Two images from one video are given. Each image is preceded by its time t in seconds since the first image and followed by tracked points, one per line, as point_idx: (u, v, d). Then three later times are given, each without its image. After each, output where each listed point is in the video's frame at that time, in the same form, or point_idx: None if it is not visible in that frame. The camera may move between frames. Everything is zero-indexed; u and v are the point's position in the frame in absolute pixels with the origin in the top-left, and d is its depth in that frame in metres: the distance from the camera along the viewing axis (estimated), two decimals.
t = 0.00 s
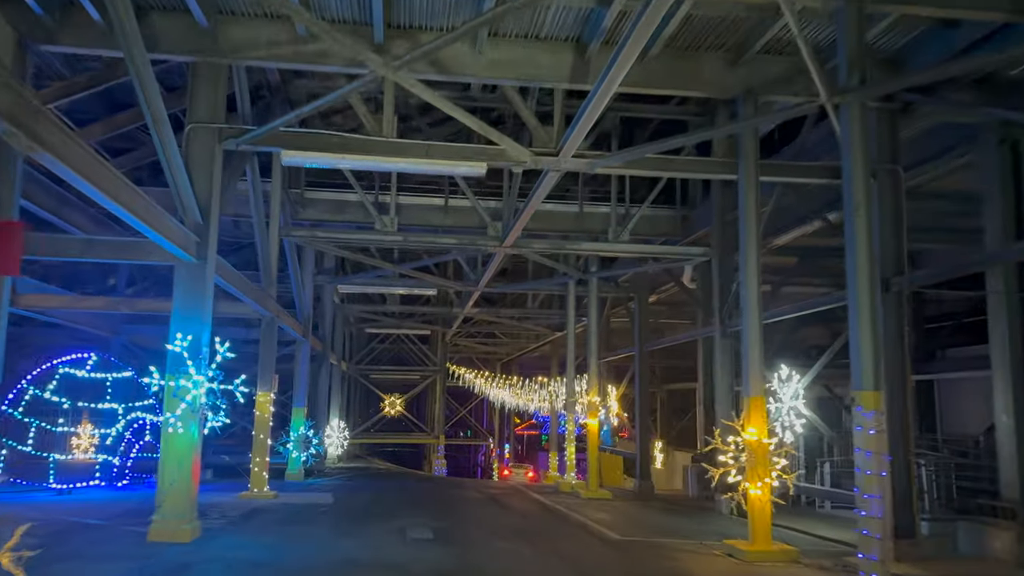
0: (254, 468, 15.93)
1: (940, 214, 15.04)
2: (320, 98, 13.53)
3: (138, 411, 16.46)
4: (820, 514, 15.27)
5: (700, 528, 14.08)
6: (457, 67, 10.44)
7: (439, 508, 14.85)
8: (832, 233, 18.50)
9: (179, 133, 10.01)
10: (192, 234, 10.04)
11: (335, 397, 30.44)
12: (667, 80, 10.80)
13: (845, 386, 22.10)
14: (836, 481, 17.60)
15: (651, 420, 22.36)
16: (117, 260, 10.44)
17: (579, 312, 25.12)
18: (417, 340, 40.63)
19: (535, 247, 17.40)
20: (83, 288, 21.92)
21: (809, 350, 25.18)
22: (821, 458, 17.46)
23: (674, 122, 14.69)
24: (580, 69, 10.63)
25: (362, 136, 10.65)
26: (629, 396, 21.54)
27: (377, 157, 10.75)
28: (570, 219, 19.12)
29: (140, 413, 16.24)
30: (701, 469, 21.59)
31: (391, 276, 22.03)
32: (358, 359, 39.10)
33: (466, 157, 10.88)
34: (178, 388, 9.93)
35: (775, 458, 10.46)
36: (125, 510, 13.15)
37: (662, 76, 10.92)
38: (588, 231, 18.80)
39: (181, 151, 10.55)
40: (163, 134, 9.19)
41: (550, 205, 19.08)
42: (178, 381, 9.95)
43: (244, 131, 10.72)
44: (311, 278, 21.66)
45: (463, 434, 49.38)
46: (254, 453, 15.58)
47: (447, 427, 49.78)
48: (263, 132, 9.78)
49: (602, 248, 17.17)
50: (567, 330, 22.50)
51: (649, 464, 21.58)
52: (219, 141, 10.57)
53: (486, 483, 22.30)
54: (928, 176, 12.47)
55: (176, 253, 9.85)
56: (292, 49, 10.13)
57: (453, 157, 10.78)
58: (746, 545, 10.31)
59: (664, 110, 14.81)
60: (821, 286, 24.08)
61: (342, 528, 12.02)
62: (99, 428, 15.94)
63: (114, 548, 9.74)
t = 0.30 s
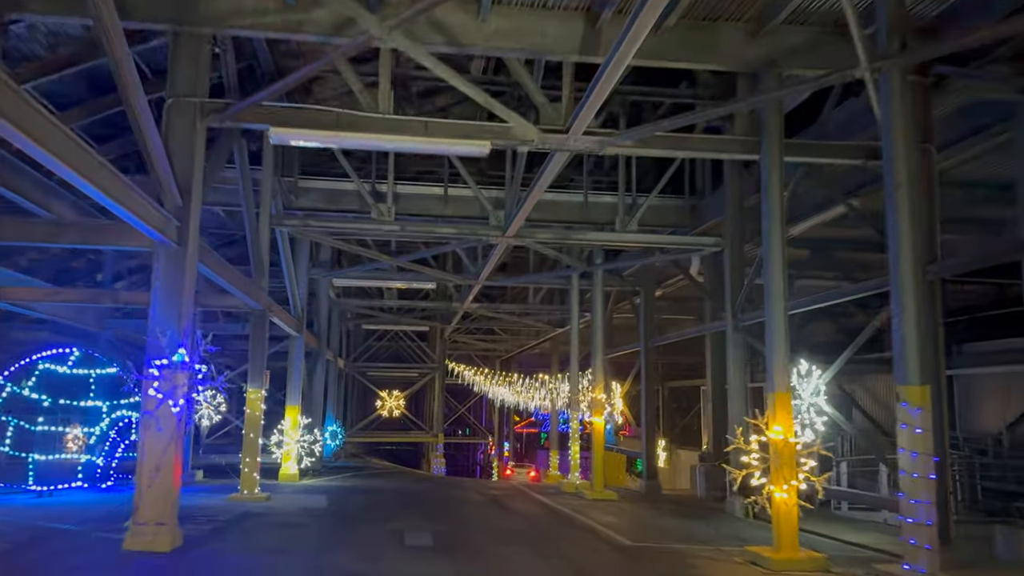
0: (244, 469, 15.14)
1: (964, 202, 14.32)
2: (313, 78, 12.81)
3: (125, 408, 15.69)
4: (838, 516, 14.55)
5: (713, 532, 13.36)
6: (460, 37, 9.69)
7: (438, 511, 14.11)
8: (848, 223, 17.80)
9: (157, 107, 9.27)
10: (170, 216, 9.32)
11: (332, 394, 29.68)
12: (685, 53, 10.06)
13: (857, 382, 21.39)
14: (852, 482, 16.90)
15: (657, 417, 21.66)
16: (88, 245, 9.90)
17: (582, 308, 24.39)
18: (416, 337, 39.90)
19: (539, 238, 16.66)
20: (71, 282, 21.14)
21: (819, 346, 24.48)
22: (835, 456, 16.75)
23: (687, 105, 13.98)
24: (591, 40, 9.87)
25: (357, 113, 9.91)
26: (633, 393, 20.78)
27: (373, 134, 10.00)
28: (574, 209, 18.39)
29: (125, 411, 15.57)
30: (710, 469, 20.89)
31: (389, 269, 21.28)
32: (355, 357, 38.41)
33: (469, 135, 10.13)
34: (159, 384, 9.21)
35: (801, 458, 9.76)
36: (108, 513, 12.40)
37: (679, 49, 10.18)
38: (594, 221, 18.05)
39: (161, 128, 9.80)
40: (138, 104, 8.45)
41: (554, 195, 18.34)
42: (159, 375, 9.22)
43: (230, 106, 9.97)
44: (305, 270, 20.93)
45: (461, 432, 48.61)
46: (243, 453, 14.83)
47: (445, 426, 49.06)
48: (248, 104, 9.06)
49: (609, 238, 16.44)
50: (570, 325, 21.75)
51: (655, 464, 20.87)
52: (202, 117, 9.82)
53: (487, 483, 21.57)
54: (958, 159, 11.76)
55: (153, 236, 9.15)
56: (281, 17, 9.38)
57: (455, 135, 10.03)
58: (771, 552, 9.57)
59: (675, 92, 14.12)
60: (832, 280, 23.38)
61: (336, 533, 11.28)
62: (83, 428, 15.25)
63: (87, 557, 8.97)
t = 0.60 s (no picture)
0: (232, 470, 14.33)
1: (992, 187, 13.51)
2: (305, 54, 12.06)
3: (107, 406, 14.95)
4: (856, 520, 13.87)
5: (727, 537, 12.65)
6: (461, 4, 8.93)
7: (437, 516, 13.35)
8: (864, 214, 17.12)
9: (130, 78, 8.49)
10: (146, 197, 8.57)
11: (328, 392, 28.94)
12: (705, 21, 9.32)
13: (869, 380, 20.70)
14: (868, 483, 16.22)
15: (663, 415, 20.96)
16: (63, 229, 9.08)
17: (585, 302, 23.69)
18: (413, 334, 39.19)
19: (543, 227, 15.91)
20: (58, 276, 20.46)
21: (828, 342, 23.79)
22: (852, 455, 16.06)
23: (700, 86, 13.27)
24: (604, 6, 9.10)
25: (350, 85, 9.15)
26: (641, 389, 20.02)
27: (367, 109, 9.23)
28: (579, 198, 17.65)
29: (108, 410, 14.82)
30: (718, 469, 20.20)
31: (385, 262, 20.52)
32: (351, 354, 37.68)
33: (471, 111, 9.37)
34: (133, 380, 8.48)
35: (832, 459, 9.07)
36: (85, 518, 11.65)
37: (698, 17, 9.43)
38: (599, 211, 17.31)
39: (137, 102, 9.02)
40: (107, 75, 7.67)
41: (558, 183, 17.60)
42: (132, 370, 8.48)
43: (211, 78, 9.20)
44: (299, 263, 20.17)
45: (460, 430, 47.97)
46: (230, 453, 14.10)
47: (444, 423, 48.41)
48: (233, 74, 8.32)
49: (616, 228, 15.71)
50: (573, 320, 21.02)
51: (661, 463, 20.19)
52: (182, 89, 9.06)
53: (488, 483, 20.86)
54: (991, 140, 10.97)
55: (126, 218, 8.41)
56: None
57: (456, 110, 9.26)
58: (798, 560, 8.89)
59: (687, 72, 13.40)
60: (843, 273, 22.68)
61: (328, 539, 10.54)
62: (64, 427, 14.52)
63: (55, 568, 8.24)
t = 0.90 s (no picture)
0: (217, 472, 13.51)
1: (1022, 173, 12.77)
2: (296, 28, 11.34)
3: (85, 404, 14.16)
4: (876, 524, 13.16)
5: (742, 542, 11.94)
6: None
7: (433, 520, 12.57)
8: (881, 203, 16.45)
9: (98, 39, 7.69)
10: (115, 172, 7.78)
11: (322, 388, 28.20)
12: None
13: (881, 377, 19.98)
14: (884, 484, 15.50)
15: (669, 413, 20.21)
16: (25, 208, 8.28)
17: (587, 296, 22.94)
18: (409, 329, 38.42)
19: (545, 215, 15.12)
20: (40, 267, 19.65)
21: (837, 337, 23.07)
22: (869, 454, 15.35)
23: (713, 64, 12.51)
24: None
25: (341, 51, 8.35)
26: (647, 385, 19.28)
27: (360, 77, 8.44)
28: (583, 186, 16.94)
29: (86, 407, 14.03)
30: (725, 469, 19.49)
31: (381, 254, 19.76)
32: (346, 349, 36.96)
33: (473, 81, 8.59)
34: (99, 371, 7.72)
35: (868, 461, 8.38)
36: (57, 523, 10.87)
37: None
38: (604, 200, 16.53)
39: (107, 69, 8.25)
40: (70, 32, 6.86)
41: (561, 170, 16.92)
42: (98, 362, 7.72)
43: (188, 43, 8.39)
44: (289, 254, 19.42)
45: (456, 427, 47.21)
46: (216, 453, 13.29)
47: (440, 420, 47.65)
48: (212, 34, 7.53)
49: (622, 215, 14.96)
50: (576, 314, 20.23)
51: (666, 462, 19.43)
52: (156, 55, 8.26)
53: (486, 482, 20.12)
54: None
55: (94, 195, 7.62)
56: None
57: (457, 79, 8.48)
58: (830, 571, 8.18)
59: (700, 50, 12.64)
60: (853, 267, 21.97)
61: (319, 545, 9.80)
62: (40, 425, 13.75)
63: None
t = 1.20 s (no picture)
0: (201, 473, 12.71)
1: None
2: None
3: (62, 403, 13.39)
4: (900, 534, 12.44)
5: (760, 550, 11.21)
6: None
7: (430, 526, 11.81)
8: (900, 193, 15.72)
9: None
10: (80, 143, 7.01)
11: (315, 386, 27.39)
12: None
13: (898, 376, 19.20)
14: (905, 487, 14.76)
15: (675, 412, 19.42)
16: None
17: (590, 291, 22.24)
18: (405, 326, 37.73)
19: (550, 203, 14.23)
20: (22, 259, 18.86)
21: (847, 335, 22.38)
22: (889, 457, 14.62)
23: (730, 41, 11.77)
24: None
25: (332, 13, 7.59)
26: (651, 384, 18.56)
27: (352, 40, 7.67)
28: (587, 175, 16.19)
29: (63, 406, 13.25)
30: (732, 471, 18.77)
31: (376, 246, 19.01)
32: (341, 346, 36.22)
33: (478, 46, 7.82)
34: (59, 364, 6.96)
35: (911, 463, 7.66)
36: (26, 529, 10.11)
37: None
38: (611, 189, 15.77)
39: (71, 30, 7.43)
40: None
41: (565, 158, 16.17)
42: (58, 352, 6.95)
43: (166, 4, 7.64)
44: (280, 245, 18.67)
45: (452, 426, 46.54)
46: (199, 454, 12.54)
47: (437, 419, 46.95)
48: None
49: (630, 203, 14.18)
50: (580, 309, 19.38)
51: (672, 463, 18.73)
52: (127, 14, 7.49)
53: (485, 484, 19.39)
54: None
55: (56, 168, 6.83)
56: None
57: (459, 44, 7.73)
58: None
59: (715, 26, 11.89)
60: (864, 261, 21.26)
61: (307, 556, 9.02)
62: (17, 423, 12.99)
63: None
